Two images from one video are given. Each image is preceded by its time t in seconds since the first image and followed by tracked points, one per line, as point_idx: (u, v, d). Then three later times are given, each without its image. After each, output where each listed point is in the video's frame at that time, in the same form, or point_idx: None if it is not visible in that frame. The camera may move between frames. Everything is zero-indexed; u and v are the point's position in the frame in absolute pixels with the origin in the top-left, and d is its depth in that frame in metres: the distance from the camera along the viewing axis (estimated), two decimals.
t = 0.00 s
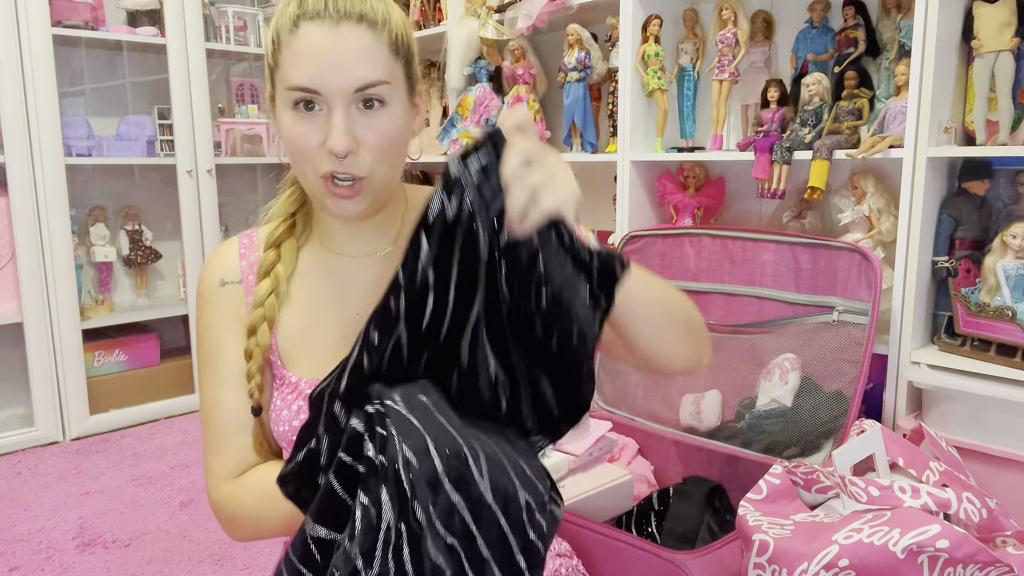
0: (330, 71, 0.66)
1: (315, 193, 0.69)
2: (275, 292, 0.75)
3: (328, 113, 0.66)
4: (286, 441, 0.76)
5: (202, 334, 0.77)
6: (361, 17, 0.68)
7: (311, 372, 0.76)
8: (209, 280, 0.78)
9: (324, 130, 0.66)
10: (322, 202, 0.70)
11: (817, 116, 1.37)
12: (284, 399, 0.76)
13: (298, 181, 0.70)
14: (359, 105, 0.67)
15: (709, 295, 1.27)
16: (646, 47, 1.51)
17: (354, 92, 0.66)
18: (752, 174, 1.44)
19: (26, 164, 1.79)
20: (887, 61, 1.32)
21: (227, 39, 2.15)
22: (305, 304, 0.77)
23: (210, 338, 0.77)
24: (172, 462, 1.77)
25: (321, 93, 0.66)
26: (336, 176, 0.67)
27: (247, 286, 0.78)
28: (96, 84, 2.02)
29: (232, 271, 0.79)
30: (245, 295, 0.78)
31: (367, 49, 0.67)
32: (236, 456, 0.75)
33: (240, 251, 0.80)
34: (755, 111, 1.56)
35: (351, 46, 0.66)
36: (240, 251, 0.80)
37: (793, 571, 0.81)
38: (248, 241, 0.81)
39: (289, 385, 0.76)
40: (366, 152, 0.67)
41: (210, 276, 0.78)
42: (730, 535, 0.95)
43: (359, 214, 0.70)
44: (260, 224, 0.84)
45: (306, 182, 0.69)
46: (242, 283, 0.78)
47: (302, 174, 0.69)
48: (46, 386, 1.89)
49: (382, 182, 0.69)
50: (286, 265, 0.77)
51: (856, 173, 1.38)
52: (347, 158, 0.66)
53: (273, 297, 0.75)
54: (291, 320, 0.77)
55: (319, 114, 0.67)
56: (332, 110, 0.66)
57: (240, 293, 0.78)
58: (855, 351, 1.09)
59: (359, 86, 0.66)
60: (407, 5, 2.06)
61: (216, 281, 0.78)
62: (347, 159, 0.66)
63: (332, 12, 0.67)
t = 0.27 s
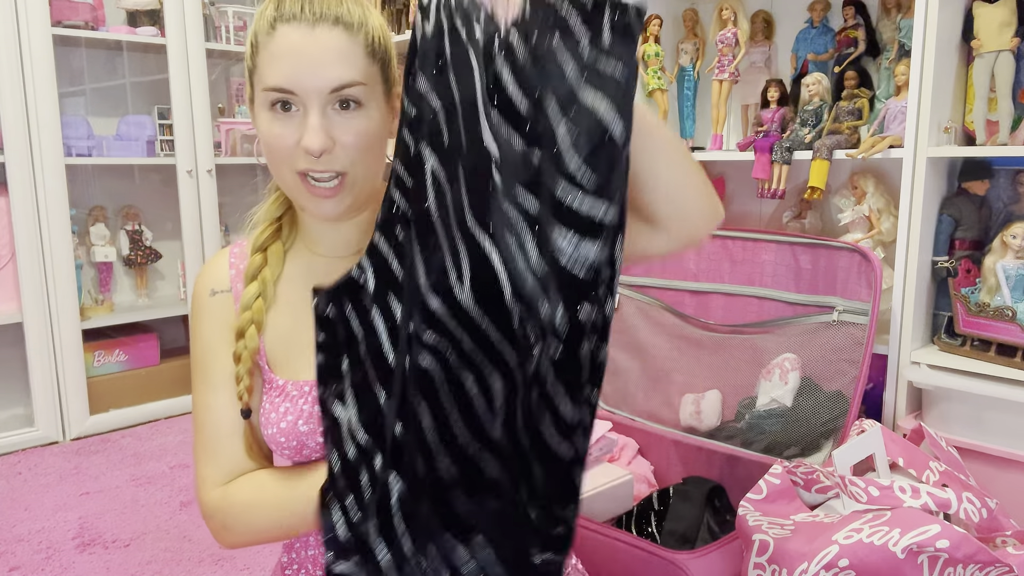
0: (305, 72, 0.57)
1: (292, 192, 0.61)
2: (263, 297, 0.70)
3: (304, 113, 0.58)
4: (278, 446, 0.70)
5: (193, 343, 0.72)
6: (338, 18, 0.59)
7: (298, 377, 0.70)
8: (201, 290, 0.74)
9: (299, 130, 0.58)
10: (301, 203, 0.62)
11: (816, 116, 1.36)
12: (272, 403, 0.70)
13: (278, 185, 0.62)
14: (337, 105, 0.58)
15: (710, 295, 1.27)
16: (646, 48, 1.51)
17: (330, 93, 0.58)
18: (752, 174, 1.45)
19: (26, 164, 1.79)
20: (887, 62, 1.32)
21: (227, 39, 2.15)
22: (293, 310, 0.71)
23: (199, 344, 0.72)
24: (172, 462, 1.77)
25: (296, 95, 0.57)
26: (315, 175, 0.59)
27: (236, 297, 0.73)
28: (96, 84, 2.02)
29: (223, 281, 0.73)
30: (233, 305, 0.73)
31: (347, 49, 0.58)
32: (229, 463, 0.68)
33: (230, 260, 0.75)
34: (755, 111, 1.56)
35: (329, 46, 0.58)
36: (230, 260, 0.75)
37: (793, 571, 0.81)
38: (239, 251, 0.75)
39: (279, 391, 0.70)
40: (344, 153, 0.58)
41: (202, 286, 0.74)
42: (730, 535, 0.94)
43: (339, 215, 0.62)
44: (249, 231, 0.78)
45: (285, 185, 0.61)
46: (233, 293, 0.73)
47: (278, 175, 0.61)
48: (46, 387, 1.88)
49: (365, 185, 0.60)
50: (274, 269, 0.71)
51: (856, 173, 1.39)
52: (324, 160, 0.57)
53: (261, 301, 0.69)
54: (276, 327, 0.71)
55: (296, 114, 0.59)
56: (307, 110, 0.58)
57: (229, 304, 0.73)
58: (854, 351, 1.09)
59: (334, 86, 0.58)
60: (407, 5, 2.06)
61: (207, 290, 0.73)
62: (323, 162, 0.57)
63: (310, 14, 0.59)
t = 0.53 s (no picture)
0: (292, 72, 0.56)
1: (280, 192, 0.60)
2: (254, 296, 0.69)
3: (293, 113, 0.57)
4: (271, 448, 0.70)
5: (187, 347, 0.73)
6: (330, 20, 0.58)
7: (286, 377, 0.70)
8: (192, 296, 0.74)
9: (287, 131, 0.57)
10: (288, 203, 0.62)
11: (816, 116, 1.37)
12: (262, 404, 0.70)
13: (266, 185, 0.62)
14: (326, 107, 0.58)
15: (710, 295, 1.26)
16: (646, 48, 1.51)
17: (320, 93, 0.57)
18: (752, 174, 1.44)
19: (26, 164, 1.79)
20: (887, 62, 1.32)
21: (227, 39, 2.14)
22: (281, 310, 0.70)
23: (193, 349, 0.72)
24: (172, 462, 1.77)
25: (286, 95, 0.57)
26: (304, 177, 0.59)
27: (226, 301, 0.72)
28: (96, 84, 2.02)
29: (212, 286, 0.73)
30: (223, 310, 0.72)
31: (338, 51, 0.58)
32: (214, 467, 0.70)
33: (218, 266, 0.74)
34: (754, 111, 1.56)
35: (320, 48, 0.57)
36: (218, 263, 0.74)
37: (793, 571, 0.81)
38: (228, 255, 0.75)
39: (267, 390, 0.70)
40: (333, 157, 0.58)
41: (193, 292, 0.74)
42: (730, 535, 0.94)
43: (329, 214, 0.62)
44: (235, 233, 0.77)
45: (272, 185, 0.60)
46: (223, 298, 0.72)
47: (267, 173, 0.60)
48: (46, 386, 1.89)
49: (353, 184, 0.61)
50: (264, 268, 0.70)
51: (856, 173, 1.38)
52: (313, 162, 0.57)
53: (252, 300, 0.68)
54: (268, 330, 0.70)
55: (285, 115, 0.58)
56: (297, 112, 0.57)
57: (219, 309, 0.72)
58: (854, 351, 1.10)
59: (323, 87, 0.57)
60: (407, 5, 2.06)
61: (197, 297, 0.73)
62: (313, 163, 0.57)
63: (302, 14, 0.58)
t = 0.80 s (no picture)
0: (288, 78, 0.57)
1: (276, 199, 0.62)
2: (248, 297, 0.69)
3: (289, 120, 0.58)
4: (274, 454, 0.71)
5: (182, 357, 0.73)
6: (326, 24, 0.58)
7: (283, 382, 0.71)
8: (185, 302, 0.74)
9: (282, 137, 0.58)
10: (285, 210, 0.63)
11: (816, 116, 1.37)
12: (261, 410, 0.70)
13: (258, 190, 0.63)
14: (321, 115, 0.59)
15: (709, 295, 1.27)
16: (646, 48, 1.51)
17: (317, 100, 0.58)
18: (752, 174, 1.44)
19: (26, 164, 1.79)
20: (887, 62, 1.32)
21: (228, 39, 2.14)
22: (275, 314, 0.71)
23: (190, 356, 0.73)
24: (172, 462, 1.77)
25: (283, 102, 0.58)
26: (299, 184, 0.60)
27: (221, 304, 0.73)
28: (96, 84, 2.03)
29: (206, 292, 0.74)
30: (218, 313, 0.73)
31: (335, 56, 0.58)
32: (228, 485, 0.68)
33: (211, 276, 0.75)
34: (754, 111, 1.56)
35: (316, 54, 0.57)
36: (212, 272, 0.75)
37: (793, 571, 0.81)
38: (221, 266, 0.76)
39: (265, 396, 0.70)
40: (329, 163, 0.59)
41: (185, 298, 0.74)
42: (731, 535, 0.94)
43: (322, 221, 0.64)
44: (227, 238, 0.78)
45: (266, 190, 0.62)
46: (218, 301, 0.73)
47: (263, 180, 0.61)
48: (46, 386, 1.89)
49: (346, 191, 0.62)
50: (257, 270, 0.71)
51: (856, 173, 1.38)
52: (308, 168, 0.58)
53: (246, 301, 0.69)
54: (263, 334, 0.71)
55: (281, 121, 0.59)
56: (293, 119, 0.58)
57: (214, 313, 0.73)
58: (854, 351, 1.09)
59: (321, 94, 0.58)
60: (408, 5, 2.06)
61: (190, 303, 0.73)
62: (309, 169, 0.58)
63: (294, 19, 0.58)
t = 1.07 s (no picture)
0: (287, 81, 0.57)
1: (271, 203, 0.62)
2: (243, 302, 0.70)
3: (287, 124, 0.58)
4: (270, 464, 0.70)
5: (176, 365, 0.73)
6: (327, 25, 0.58)
7: (279, 392, 0.70)
8: (177, 311, 0.73)
9: (280, 140, 0.59)
10: (279, 213, 0.63)
11: (816, 116, 1.37)
12: (259, 420, 0.70)
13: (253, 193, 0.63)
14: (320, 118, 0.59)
15: (710, 295, 1.26)
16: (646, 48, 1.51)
17: (317, 104, 0.58)
18: (752, 174, 1.44)
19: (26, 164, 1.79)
20: (887, 62, 1.32)
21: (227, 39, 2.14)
22: (271, 320, 0.71)
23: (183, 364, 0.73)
24: (172, 462, 1.77)
25: (281, 105, 0.58)
26: (295, 188, 0.60)
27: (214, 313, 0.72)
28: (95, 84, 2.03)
29: (198, 300, 0.73)
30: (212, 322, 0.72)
31: (335, 59, 0.58)
32: (223, 496, 0.70)
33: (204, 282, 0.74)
34: (754, 111, 1.56)
35: (316, 57, 0.57)
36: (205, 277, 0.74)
37: (793, 571, 0.81)
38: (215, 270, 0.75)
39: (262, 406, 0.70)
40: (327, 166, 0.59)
41: (178, 307, 0.73)
42: (730, 535, 0.94)
43: (317, 225, 0.64)
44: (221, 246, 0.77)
45: (261, 194, 0.62)
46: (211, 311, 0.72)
47: (257, 181, 0.61)
48: (46, 386, 1.89)
49: (343, 195, 0.62)
50: (253, 274, 0.71)
51: (856, 173, 1.38)
52: (305, 171, 0.58)
53: (242, 307, 0.69)
54: (258, 340, 0.71)
55: (278, 124, 0.59)
56: (291, 122, 0.58)
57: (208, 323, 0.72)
58: (854, 351, 1.09)
59: (320, 98, 0.58)
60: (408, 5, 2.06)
61: (183, 312, 0.73)
62: (305, 172, 0.59)
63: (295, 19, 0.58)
